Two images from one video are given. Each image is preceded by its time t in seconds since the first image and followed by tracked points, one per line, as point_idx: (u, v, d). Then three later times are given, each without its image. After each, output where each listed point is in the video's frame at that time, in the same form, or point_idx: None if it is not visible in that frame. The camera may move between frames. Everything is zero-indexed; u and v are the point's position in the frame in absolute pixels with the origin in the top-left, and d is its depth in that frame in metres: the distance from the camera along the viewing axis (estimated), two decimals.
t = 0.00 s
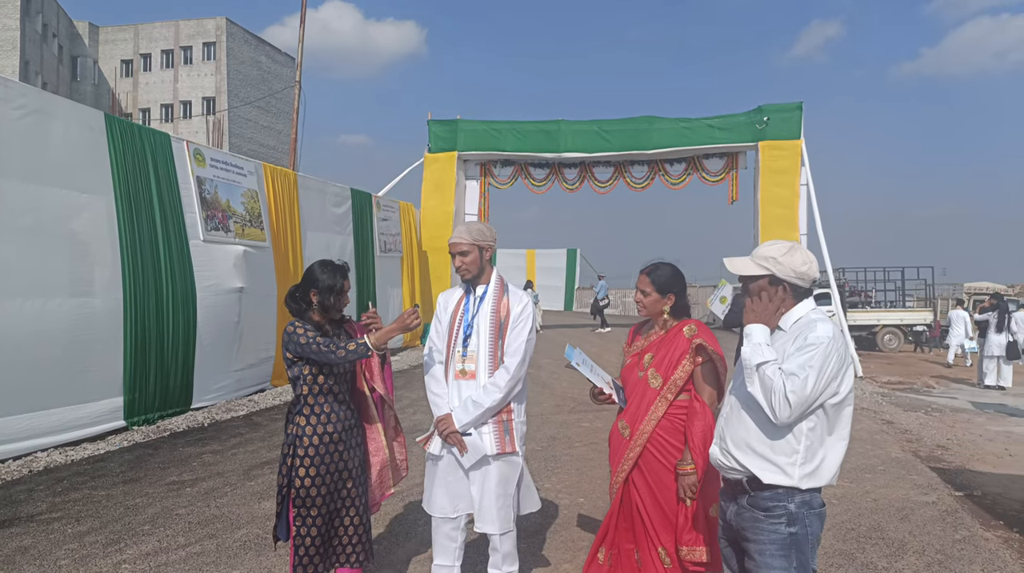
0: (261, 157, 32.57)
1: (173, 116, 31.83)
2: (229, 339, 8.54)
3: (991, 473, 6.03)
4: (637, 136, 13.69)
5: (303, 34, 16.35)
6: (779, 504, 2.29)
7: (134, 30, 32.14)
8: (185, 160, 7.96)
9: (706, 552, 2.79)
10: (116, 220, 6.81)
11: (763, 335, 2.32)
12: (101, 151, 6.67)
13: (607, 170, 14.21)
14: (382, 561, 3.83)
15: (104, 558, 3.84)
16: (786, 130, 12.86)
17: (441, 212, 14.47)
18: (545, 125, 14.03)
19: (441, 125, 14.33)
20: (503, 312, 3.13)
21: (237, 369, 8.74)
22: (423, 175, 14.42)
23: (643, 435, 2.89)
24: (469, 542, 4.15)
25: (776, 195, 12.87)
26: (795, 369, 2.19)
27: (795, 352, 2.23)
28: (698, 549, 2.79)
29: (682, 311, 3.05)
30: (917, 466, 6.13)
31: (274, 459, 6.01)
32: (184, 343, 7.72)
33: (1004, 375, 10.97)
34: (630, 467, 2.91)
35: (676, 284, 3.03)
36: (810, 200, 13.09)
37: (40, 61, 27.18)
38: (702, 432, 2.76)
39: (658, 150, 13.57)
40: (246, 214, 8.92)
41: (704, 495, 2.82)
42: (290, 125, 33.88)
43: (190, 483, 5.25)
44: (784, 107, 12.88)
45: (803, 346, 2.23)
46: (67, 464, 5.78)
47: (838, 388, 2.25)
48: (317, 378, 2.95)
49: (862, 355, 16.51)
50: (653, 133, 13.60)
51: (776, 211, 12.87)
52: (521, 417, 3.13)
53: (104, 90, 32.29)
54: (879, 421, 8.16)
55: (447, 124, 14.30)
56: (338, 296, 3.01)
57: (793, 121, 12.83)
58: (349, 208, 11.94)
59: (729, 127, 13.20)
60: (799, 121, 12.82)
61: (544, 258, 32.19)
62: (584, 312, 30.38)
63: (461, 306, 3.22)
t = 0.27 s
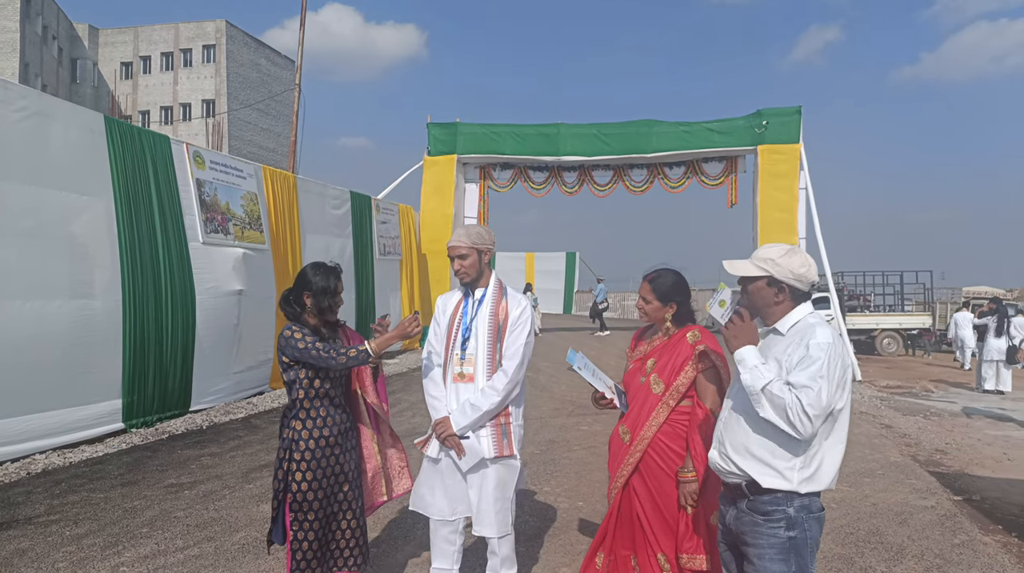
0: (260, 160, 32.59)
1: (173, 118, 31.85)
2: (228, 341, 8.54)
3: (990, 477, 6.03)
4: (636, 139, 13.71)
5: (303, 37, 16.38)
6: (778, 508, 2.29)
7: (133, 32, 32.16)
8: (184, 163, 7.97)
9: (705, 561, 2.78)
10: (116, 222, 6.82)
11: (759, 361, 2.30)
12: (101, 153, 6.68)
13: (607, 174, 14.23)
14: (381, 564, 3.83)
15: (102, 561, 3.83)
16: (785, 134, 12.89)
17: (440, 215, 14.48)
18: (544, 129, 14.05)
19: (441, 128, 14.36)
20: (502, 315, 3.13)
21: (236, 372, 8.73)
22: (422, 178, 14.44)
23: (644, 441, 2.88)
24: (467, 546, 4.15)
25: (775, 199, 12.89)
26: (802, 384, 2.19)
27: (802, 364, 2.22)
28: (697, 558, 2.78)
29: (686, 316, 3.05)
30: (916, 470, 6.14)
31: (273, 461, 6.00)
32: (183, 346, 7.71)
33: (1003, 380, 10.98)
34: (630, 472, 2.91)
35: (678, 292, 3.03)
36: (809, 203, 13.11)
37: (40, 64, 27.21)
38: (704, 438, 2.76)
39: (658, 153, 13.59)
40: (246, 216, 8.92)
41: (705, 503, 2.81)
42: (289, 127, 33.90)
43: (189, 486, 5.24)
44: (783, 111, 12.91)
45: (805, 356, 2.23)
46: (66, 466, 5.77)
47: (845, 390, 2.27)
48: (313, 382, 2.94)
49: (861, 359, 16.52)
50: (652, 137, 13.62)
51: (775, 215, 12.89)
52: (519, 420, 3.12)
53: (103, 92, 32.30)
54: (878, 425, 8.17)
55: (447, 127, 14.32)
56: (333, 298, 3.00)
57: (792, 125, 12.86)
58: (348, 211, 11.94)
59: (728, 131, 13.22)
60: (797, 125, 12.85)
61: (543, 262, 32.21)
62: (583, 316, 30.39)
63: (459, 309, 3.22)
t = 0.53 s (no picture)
0: (257, 160, 32.55)
1: (169, 118, 31.80)
2: (225, 342, 8.52)
3: (985, 478, 6.05)
4: (633, 140, 13.72)
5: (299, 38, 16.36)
6: (774, 509, 2.29)
7: (130, 32, 32.10)
8: (181, 163, 7.95)
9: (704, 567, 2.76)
10: (112, 223, 6.81)
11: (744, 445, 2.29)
12: (97, 153, 6.66)
13: (604, 175, 14.24)
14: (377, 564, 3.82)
15: (97, 562, 3.82)
16: (782, 135, 12.92)
17: (437, 216, 14.48)
18: (542, 130, 14.06)
19: (438, 129, 14.36)
20: (498, 317, 3.14)
21: (232, 372, 8.71)
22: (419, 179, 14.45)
23: (643, 444, 2.88)
24: (464, 546, 4.15)
25: (772, 201, 12.92)
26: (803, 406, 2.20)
27: (804, 379, 2.21)
28: (696, 565, 2.77)
29: (687, 319, 3.05)
30: (911, 471, 6.15)
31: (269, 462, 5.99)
32: (179, 346, 7.69)
33: (998, 381, 11.01)
34: (628, 475, 2.91)
35: (679, 296, 3.02)
36: (806, 205, 13.14)
37: (36, 63, 27.14)
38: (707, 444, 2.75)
39: (655, 155, 13.61)
40: (242, 216, 8.91)
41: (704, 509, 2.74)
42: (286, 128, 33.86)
43: (185, 487, 5.23)
44: (780, 113, 12.94)
45: (803, 368, 2.22)
46: (61, 467, 5.75)
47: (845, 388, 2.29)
48: (310, 383, 2.93)
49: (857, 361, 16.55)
50: (649, 138, 13.64)
51: (771, 216, 12.92)
52: (515, 421, 3.12)
53: (100, 92, 32.25)
54: (874, 427, 8.18)
55: (444, 128, 14.32)
56: (327, 295, 3.01)
57: (789, 127, 12.89)
58: (345, 211, 11.93)
59: (724, 132, 13.25)
60: (794, 127, 12.88)
61: (540, 263, 32.24)
62: (580, 317, 30.40)
63: (456, 309, 3.22)
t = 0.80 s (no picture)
0: (257, 164, 32.58)
1: (169, 122, 31.85)
2: (224, 346, 8.52)
3: (985, 482, 6.04)
4: (633, 144, 13.74)
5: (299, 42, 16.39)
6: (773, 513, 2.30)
7: (131, 36, 32.16)
8: (181, 167, 7.96)
9: None
10: (112, 227, 6.81)
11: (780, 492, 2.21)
12: (98, 157, 6.67)
13: (604, 178, 14.26)
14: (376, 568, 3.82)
15: (96, 566, 3.81)
16: (781, 139, 12.94)
17: (437, 219, 14.49)
18: (541, 134, 14.08)
19: (438, 133, 14.38)
20: (497, 320, 3.14)
21: (232, 376, 8.71)
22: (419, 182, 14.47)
23: (642, 449, 2.88)
24: (463, 550, 4.15)
25: (771, 204, 12.93)
26: (803, 412, 2.19)
27: (801, 384, 2.21)
28: None
29: (688, 323, 3.03)
30: (911, 475, 6.15)
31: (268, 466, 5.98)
32: (179, 350, 7.69)
33: (998, 385, 11.01)
34: (628, 478, 2.92)
35: (680, 301, 3.01)
36: (805, 209, 13.15)
37: (37, 67, 27.19)
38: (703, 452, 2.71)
39: (654, 158, 13.62)
40: (242, 220, 8.91)
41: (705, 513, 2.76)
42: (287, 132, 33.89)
43: (184, 490, 5.23)
44: (780, 117, 12.96)
45: (801, 373, 2.21)
46: (61, 470, 5.75)
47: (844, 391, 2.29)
48: (313, 386, 2.94)
49: (857, 364, 16.55)
50: (649, 142, 13.65)
51: (771, 220, 12.94)
52: (515, 425, 3.12)
53: (100, 96, 32.31)
54: (874, 430, 8.18)
55: (444, 131, 14.34)
56: (329, 299, 3.01)
57: (788, 131, 12.91)
58: (345, 215, 11.94)
59: (724, 136, 13.27)
60: (794, 130, 12.90)
61: (540, 266, 32.26)
62: (580, 321, 30.40)
63: (456, 313, 3.22)
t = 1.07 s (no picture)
0: (256, 162, 32.55)
1: (168, 120, 31.81)
2: (223, 344, 8.51)
3: (984, 479, 6.05)
4: (632, 142, 13.73)
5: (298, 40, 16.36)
6: (772, 511, 2.30)
7: (129, 35, 32.11)
8: (179, 165, 7.95)
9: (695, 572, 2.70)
10: (111, 225, 6.81)
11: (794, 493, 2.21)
12: (96, 155, 6.66)
13: (603, 176, 14.25)
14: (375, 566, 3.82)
15: (96, 565, 3.82)
16: (780, 136, 12.94)
17: (436, 218, 14.49)
18: (540, 131, 14.07)
19: (437, 131, 14.37)
20: (497, 318, 3.14)
21: (231, 375, 8.71)
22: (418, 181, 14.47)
23: (634, 445, 2.89)
24: (463, 548, 4.15)
25: (770, 201, 12.94)
26: (810, 412, 2.19)
27: (805, 382, 2.21)
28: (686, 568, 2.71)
29: (683, 320, 3.03)
30: (910, 472, 6.15)
31: (268, 465, 5.99)
32: (178, 349, 7.69)
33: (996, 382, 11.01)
34: (621, 473, 2.92)
35: (675, 299, 3.01)
36: (804, 206, 13.15)
37: (35, 66, 27.15)
38: (691, 451, 2.70)
39: (653, 156, 13.62)
40: (241, 219, 8.90)
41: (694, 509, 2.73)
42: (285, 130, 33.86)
43: (183, 489, 5.23)
44: (778, 114, 12.96)
45: (805, 371, 2.21)
46: (60, 469, 5.75)
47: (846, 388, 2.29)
48: (320, 383, 2.94)
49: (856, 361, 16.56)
50: (648, 139, 13.65)
51: (770, 217, 12.94)
52: (515, 423, 3.13)
53: (98, 95, 32.26)
54: (873, 427, 8.19)
55: (443, 129, 14.32)
56: (337, 297, 3.01)
57: (787, 128, 12.91)
58: (344, 213, 11.93)
59: (723, 133, 13.26)
60: (793, 128, 12.90)
61: (539, 264, 32.26)
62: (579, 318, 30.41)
63: (455, 311, 3.22)
